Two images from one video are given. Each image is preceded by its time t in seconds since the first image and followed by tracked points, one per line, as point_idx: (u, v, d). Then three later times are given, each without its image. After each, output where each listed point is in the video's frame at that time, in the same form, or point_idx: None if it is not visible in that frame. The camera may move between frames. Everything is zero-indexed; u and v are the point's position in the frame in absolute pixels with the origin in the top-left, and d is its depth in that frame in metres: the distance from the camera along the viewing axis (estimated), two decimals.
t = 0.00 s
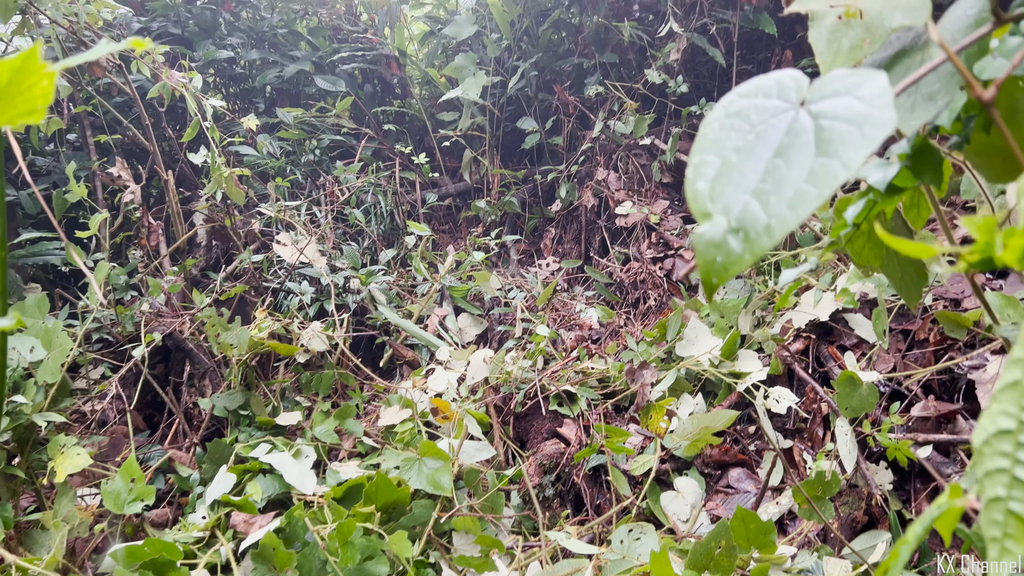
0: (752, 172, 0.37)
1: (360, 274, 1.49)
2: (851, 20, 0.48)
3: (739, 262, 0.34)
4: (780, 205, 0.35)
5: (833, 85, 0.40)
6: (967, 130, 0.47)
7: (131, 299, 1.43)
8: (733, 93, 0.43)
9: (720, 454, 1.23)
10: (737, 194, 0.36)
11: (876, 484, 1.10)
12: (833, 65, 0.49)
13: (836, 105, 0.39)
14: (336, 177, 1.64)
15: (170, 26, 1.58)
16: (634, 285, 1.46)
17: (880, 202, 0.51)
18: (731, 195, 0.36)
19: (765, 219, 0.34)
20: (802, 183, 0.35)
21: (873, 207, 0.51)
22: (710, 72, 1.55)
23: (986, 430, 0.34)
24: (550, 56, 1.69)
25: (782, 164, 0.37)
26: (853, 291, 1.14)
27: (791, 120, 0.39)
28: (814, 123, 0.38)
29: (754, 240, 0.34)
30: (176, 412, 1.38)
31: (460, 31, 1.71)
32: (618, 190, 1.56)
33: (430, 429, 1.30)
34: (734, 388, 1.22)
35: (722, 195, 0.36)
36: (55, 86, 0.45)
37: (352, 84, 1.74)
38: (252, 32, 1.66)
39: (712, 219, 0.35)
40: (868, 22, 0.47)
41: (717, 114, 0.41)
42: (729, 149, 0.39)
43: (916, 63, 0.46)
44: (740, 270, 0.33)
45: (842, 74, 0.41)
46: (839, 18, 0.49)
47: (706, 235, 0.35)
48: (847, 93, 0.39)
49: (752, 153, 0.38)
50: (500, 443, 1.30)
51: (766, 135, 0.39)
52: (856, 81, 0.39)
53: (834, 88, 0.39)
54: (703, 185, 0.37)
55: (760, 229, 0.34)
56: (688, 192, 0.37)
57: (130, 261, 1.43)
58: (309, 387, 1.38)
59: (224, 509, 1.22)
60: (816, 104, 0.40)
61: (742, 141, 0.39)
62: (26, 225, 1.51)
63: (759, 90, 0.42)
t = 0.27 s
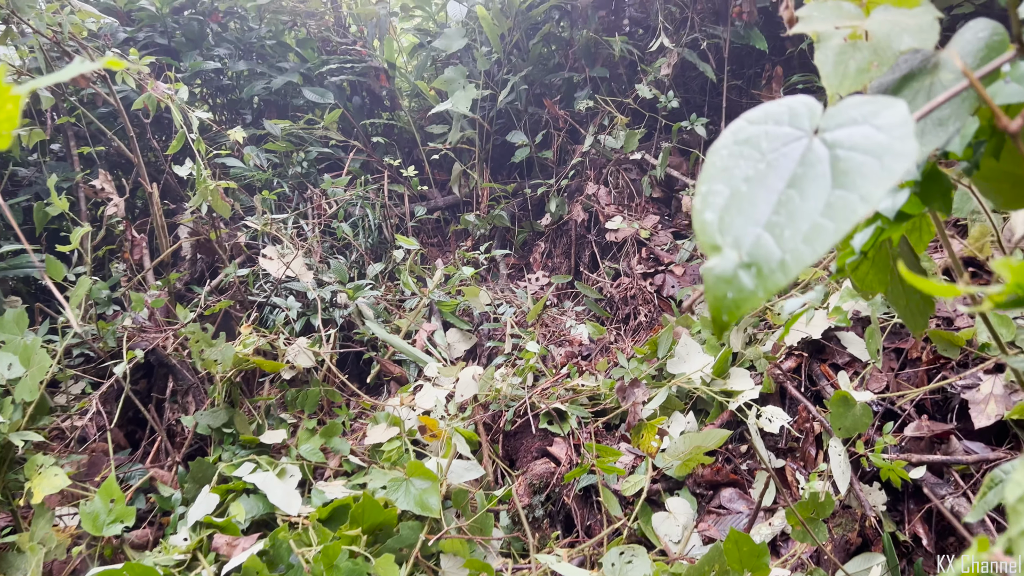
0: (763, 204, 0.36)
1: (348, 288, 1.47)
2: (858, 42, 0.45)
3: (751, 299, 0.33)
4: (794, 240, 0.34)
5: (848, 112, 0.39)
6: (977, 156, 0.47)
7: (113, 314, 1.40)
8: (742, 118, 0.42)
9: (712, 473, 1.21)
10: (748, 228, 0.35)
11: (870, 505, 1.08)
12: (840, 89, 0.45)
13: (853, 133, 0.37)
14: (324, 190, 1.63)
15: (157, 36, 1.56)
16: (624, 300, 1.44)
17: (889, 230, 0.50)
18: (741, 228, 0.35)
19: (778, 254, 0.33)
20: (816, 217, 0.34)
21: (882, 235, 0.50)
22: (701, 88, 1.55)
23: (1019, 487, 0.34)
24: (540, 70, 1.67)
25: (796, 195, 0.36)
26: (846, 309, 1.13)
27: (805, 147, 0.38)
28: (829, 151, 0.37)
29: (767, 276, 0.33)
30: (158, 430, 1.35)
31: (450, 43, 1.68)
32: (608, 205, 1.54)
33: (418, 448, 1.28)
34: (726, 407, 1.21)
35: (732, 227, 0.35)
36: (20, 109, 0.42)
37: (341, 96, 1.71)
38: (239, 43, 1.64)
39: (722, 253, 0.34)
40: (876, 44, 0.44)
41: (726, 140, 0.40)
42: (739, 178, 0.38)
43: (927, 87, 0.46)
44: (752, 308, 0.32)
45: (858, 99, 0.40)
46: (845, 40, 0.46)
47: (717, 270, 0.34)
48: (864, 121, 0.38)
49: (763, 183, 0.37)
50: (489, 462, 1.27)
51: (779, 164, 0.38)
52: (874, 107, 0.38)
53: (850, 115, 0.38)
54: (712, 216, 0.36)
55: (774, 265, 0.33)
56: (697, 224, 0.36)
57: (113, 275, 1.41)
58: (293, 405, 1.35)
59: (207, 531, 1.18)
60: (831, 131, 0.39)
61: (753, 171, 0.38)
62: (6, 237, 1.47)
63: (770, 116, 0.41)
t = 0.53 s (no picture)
0: (790, 222, 0.33)
1: (332, 299, 1.44)
2: (875, 49, 0.44)
3: (778, 328, 0.30)
4: (826, 264, 0.31)
5: (879, 125, 0.37)
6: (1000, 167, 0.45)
7: (90, 326, 1.36)
8: (763, 127, 0.39)
9: (704, 491, 1.18)
10: (775, 247, 0.33)
11: (866, 524, 1.05)
12: (858, 98, 0.44)
13: (886, 148, 0.35)
14: (308, 199, 1.59)
15: (138, 42, 1.52)
16: (613, 312, 1.42)
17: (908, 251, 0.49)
18: (767, 247, 0.33)
19: (809, 279, 0.31)
20: (852, 239, 0.32)
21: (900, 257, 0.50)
22: (690, 97, 1.53)
23: None
24: (528, 79, 1.64)
25: (826, 213, 0.33)
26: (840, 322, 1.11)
27: (833, 162, 0.36)
28: (860, 167, 0.35)
29: (797, 303, 0.31)
30: (134, 445, 1.30)
31: (437, 52, 1.65)
32: (597, 215, 1.52)
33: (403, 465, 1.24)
34: (718, 422, 1.18)
35: (756, 246, 0.33)
36: None
37: (326, 104, 1.68)
38: (222, 49, 1.60)
39: (745, 273, 0.31)
40: (896, 50, 0.43)
41: (746, 150, 0.38)
42: (761, 192, 0.35)
43: (949, 96, 0.45)
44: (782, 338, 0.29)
45: (890, 111, 0.37)
46: (863, 46, 0.45)
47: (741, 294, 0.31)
48: (899, 133, 0.36)
49: (789, 200, 0.34)
50: (476, 479, 1.23)
51: (805, 179, 0.35)
52: (908, 119, 0.36)
53: (885, 128, 0.36)
54: (734, 233, 0.33)
55: (806, 291, 0.31)
56: (716, 241, 0.33)
57: (90, 286, 1.37)
58: (275, 420, 1.32)
59: (184, 553, 1.11)
60: (860, 145, 0.36)
61: (778, 185, 0.35)
62: None
63: (794, 127, 0.39)
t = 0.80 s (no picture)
0: (817, 242, 0.31)
1: (313, 309, 1.41)
2: (891, 55, 0.43)
3: (806, 360, 0.28)
4: (860, 288, 0.29)
5: (913, 136, 0.34)
6: None
7: (62, 337, 1.31)
8: (784, 139, 0.37)
9: (693, 505, 1.15)
10: (801, 271, 0.30)
11: (858, 539, 1.02)
12: (873, 106, 0.43)
13: (923, 159, 0.33)
14: (288, 208, 1.56)
15: (115, 46, 1.49)
16: (599, 323, 1.39)
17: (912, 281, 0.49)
18: (791, 271, 0.31)
19: (840, 305, 0.29)
20: (888, 261, 0.29)
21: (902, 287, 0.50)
22: (675, 106, 1.52)
23: None
24: (513, 86, 1.62)
25: (857, 233, 0.31)
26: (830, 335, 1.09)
27: (862, 176, 0.34)
28: (895, 181, 0.33)
29: (828, 332, 0.28)
30: (107, 461, 1.26)
31: (421, 59, 1.63)
32: (583, 225, 1.49)
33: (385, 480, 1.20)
34: (707, 435, 1.16)
35: (780, 270, 0.31)
36: None
37: (307, 110, 1.65)
38: (202, 55, 1.58)
39: (769, 300, 0.30)
40: (912, 56, 0.42)
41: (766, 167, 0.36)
42: (784, 210, 0.33)
43: (969, 104, 0.44)
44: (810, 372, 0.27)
45: (926, 120, 0.35)
46: (876, 51, 0.44)
47: (765, 322, 0.29)
48: (937, 145, 0.33)
49: (815, 218, 0.32)
50: (460, 494, 1.19)
51: (832, 195, 0.33)
52: (947, 129, 0.33)
53: (921, 140, 0.34)
54: (754, 255, 0.32)
55: (837, 319, 0.28)
56: (736, 263, 0.32)
57: (62, 296, 1.32)
58: (253, 434, 1.28)
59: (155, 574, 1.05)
60: (893, 157, 0.34)
61: (801, 203, 0.33)
62: None
63: (819, 140, 0.37)
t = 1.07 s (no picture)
0: (849, 273, 0.29)
1: (291, 319, 1.37)
2: (904, 65, 0.40)
3: (840, 406, 0.26)
4: (899, 329, 0.26)
5: (946, 161, 0.32)
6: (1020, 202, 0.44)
7: (28, 351, 1.26)
8: (806, 155, 0.34)
9: (680, 521, 1.11)
10: (832, 305, 0.28)
11: (848, 556, 1.00)
12: (888, 120, 0.40)
13: (964, 186, 0.31)
14: (265, 216, 1.53)
15: (88, 49, 1.45)
16: (583, 333, 1.37)
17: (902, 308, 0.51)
18: (821, 304, 0.28)
19: (881, 347, 0.26)
20: (931, 299, 0.26)
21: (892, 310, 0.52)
22: (658, 114, 1.49)
23: None
24: (495, 93, 1.60)
25: (894, 263, 0.28)
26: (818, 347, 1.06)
27: (896, 201, 0.31)
28: (934, 208, 0.30)
29: (865, 376, 0.26)
30: (75, 479, 1.21)
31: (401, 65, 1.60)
32: (566, 233, 1.46)
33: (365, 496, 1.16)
34: (694, 449, 1.13)
35: (808, 302, 0.28)
36: None
37: (286, 116, 1.62)
38: (177, 59, 1.55)
39: (798, 338, 0.27)
40: (928, 66, 0.39)
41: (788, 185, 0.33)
42: (810, 234, 0.30)
43: (989, 118, 0.41)
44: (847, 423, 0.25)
45: (961, 144, 0.33)
46: (889, 61, 0.41)
47: (793, 363, 0.26)
48: (977, 170, 0.31)
49: (845, 246, 0.29)
50: (442, 511, 1.15)
51: (862, 221, 0.31)
52: (986, 155, 0.32)
53: (960, 165, 0.32)
54: (779, 285, 0.29)
55: (877, 362, 0.26)
56: (757, 294, 0.29)
57: (29, 308, 1.28)
58: (228, 450, 1.24)
59: None
60: (928, 182, 0.32)
61: (829, 227, 0.30)
62: None
63: (847, 158, 0.34)
